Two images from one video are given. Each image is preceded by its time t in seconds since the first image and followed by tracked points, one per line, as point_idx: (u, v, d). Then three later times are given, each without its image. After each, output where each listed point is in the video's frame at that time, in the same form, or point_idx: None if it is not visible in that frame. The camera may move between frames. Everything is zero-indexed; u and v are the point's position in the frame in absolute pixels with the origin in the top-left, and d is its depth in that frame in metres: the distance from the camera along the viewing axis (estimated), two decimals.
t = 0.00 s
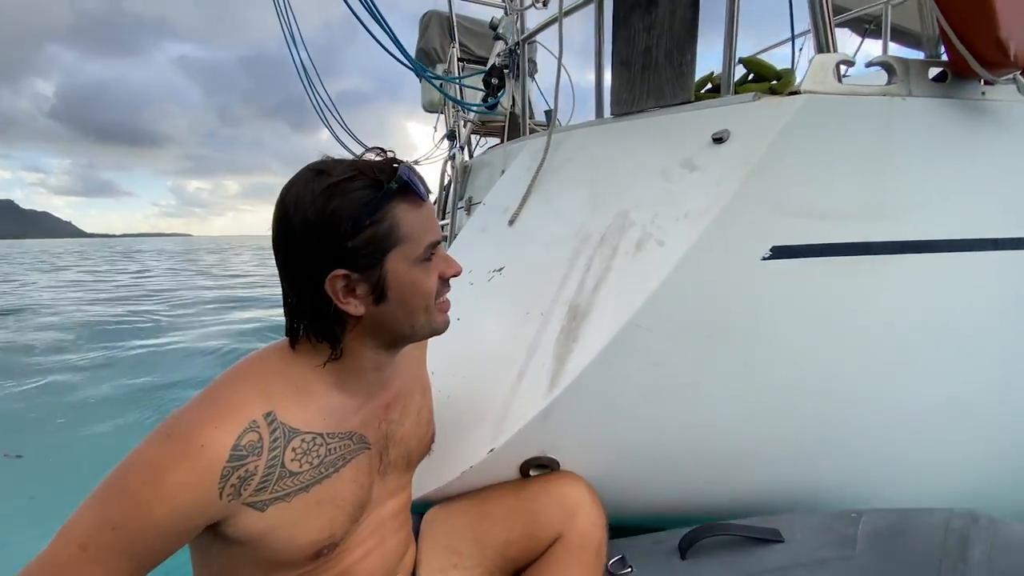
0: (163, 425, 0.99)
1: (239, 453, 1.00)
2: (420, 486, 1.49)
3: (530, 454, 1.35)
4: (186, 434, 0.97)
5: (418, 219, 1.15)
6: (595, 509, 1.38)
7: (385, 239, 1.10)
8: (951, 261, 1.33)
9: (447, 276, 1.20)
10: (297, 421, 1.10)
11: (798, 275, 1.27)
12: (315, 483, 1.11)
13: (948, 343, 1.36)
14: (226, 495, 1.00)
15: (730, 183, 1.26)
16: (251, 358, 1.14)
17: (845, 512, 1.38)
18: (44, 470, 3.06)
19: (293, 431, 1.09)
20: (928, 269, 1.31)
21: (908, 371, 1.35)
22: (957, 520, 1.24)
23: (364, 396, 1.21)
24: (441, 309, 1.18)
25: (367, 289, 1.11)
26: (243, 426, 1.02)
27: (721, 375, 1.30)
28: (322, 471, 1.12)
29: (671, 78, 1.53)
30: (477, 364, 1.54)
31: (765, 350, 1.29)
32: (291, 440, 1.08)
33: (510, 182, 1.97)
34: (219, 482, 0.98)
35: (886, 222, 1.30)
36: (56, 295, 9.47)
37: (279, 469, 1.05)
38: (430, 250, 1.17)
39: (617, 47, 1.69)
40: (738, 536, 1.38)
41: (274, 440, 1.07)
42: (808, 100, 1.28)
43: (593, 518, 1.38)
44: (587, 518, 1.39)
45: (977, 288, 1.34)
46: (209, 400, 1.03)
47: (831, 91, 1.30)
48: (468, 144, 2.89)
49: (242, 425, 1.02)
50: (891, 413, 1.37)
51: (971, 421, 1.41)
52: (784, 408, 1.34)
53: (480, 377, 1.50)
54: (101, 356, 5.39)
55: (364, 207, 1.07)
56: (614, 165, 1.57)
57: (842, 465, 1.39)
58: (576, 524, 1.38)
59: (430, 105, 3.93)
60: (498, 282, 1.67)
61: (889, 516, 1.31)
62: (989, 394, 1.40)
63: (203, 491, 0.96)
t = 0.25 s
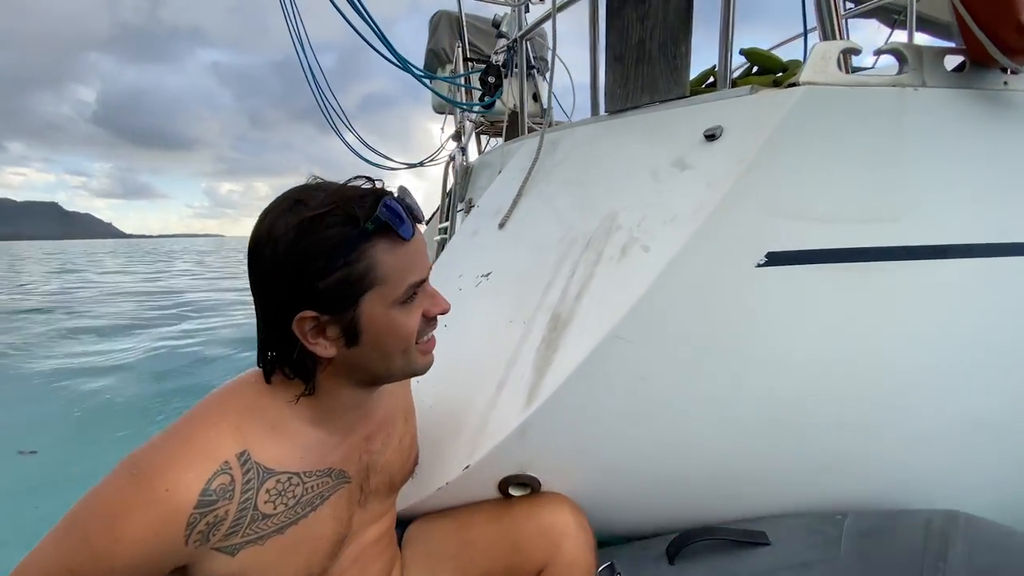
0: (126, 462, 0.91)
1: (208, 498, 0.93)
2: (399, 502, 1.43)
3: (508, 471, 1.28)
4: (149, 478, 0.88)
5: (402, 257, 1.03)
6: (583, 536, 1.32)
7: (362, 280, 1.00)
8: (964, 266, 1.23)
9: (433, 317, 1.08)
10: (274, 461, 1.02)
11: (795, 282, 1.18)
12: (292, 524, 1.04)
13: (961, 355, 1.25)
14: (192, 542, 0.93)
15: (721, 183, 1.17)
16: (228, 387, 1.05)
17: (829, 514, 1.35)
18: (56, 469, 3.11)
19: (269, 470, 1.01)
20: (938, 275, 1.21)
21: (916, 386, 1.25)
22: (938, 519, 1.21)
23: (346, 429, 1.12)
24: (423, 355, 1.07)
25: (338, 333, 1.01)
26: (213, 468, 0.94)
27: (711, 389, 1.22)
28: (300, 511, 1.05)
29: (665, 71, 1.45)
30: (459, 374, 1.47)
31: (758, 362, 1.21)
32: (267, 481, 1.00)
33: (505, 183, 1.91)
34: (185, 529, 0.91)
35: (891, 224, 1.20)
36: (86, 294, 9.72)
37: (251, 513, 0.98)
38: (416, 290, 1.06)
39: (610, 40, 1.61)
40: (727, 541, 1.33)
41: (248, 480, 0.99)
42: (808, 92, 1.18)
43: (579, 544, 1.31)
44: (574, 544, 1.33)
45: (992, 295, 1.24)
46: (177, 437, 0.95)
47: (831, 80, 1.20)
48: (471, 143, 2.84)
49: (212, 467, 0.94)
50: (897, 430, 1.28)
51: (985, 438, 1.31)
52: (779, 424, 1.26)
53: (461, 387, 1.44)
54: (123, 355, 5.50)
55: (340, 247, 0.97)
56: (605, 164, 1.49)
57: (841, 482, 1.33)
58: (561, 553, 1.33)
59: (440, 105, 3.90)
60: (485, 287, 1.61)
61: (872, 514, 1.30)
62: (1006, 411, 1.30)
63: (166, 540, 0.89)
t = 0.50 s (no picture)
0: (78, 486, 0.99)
1: (149, 526, 0.98)
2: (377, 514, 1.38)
3: (486, 485, 1.22)
4: (89, 504, 0.95)
5: (335, 288, 1.01)
6: (570, 553, 1.27)
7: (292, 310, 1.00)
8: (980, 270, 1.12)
9: (380, 348, 1.06)
10: (224, 487, 1.07)
11: (792, 287, 1.10)
12: (244, 553, 1.09)
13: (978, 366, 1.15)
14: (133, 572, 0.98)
15: (709, 181, 1.09)
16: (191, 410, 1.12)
17: (836, 537, 1.27)
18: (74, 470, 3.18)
19: (217, 498, 1.06)
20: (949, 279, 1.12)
21: (926, 399, 1.16)
22: (953, 547, 1.15)
23: (306, 457, 1.17)
24: (365, 386, 1.06)
25: (277, 359, 1.04)
26: (157, 496, 1.00)
27: (700, 402, 1.14)
28: (252, 539, 1.10)
29: (657, 62, 1.37)
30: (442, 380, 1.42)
31: (752, 373, 1.13)
32: (217, 508, 1.06)
33: (500, 184, 1.85)
34: (125, 560, 0.97)
35: (898, 224, 1.11)
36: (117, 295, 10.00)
37: (198, 542, 1.03)
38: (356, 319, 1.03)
39: (604, 31, 1.54)
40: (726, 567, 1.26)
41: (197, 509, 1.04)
42: (804, 82, 1.10)
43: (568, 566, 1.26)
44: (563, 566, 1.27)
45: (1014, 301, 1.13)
46: (130, 464, 1.01)
47: (831, 67, 1.11)
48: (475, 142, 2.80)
49: (155, 495, 1.00)
50: (905, 447, 1.18)
51: (1006, 456, 1.20)
52: (775, 439, 1.17)
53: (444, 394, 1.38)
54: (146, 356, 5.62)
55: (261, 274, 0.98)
56: (595, 162, 1.42)
57: (846, 502, 1.24)
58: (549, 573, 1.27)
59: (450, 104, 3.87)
60: (473, 291, 1.55)
61: (879, 541, 1.21)
62: None
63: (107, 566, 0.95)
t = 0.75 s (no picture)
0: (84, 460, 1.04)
1: (151, 496, 1.03)
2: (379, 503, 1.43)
3: (482, 477, 1.25)
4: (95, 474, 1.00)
5: (299, 275, 1.05)
6: (571, 548, 1.30)
7: (257, 294, 1.06)
8: (980, 266, 1.10)
9: (344, 340, 1.08)
10: (221, 462, 1.12)
11: (783, 284, 1.10)
12: (242, 528, 1.13)
13: (977, 364, 1.13)
14: (136, 541, 1.02)
15: (699, 179, 1.11)
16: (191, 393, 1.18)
17: (836, 541, 1.28)
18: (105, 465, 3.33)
19: (215, 472, 1.11)
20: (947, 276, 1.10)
21: (922, 396, 1.15)
22: (958, 554, 1.15)
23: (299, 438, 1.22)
24: (327, 375, 1.09)
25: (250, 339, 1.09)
26: (158, 468, 1.05)
27: (692, 397, 1.15)
28: (249, 515, 1.14)
29: (654, 62, 1.39)
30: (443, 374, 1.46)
31: (743, 369, 1.14)
32: (215, 482, 1.10)
33: (504, 184, 1.89)
34: (128, 527, 1.00)
35: (892, 221, 1.10)
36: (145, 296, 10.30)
37: (197, 514, 1.07)
38: (319, 309, 1.06)
39: (603, 31, 1.56)
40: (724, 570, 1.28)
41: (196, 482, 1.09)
42: (794, 78, 1.11)
43: (566, 560, 1.30)
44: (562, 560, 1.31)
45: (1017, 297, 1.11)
46: (132, 439, 1.06)
47: (823, 63, 1.11)
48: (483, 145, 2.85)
49: (157, 467, 1.04)
50: (901, 444, 1.18)
51: (1009, 456, 1.18)
52: (769, 435, 1.18)
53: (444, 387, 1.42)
54: (172, 354, 5.80)
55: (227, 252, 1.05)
56: (592, 161, 1.44)
57: (843, 499, 1.24)
58: (548, 563, 1.31)
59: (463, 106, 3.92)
60: (474, 288, 1.59)
61: (882, 547, 1.22)
62: None
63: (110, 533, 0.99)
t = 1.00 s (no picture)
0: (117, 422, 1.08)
1: (177, 451, 1.06)
2: (398, 484, 1.51)
3: (496, 459, 1.33)
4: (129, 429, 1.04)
5: (252, 271, 1.08)
6: (584, 530, 1.40)
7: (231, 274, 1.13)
8: (975, 260, 1.15)
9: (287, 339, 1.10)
10: (239, 426, 1.16)
11: (782, 278, 1.16)
12: (261, 488, 1.15)
13: (973, 354, 1.18)
14: (164, 493, 1.05)
15: (701, 178, 1.17)
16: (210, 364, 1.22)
17: (838, 526, 1.33)
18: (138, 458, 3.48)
19: (235, 434, 1.15)
20: (943, 270, 1.15)
21: (918, 386, 1.20)
22: (955, 537, 1.20)
23: (309, 410, 1.26)
24: (274, 366, 1.13)
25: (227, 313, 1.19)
26: (184, 425, 1.09)
27: (694, 385, 1.21)
28: (269, 476, 1.17)
29: (661, 66, 1.46)
30: (460, 364, 1.54)
31: (744, 359, 1.19)
32: (235, 444, 1.14)
33: (517, 184, 1.96)
34: (157, 478, 1.03)
35: (889, 218, 1.15)
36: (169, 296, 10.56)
37: (220, 471, 1.10)
38: (274, 305, 1.10)
39: (612, 37, 1.64)
40: (729, 553, 1.34)
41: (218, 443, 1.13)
42: (793, 82, 1.16)
43: (579, 537, 1.39)
44: (575, 537, 1.40)
45: (1012, 290, 1.15)
46: (160, 402, 1.11)
47: (819, 67, 1.16)
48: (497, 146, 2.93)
49: (183, 424, 1.09)
50: (898, 432, 1.23)
51: (1005, 443, 1.22)
52: (769, 423, 1.24)
53: (461, 376, 1.50)
54: (195, 352, 5.98)
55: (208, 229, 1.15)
56: (601, 162, 1.51)
57: (843, 485, 1.29)
58: (561, 542, 1.41)
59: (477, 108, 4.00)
60: (488, 283, 1.66)
61: (881, 530, 1.27)
62: None
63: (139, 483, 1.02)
